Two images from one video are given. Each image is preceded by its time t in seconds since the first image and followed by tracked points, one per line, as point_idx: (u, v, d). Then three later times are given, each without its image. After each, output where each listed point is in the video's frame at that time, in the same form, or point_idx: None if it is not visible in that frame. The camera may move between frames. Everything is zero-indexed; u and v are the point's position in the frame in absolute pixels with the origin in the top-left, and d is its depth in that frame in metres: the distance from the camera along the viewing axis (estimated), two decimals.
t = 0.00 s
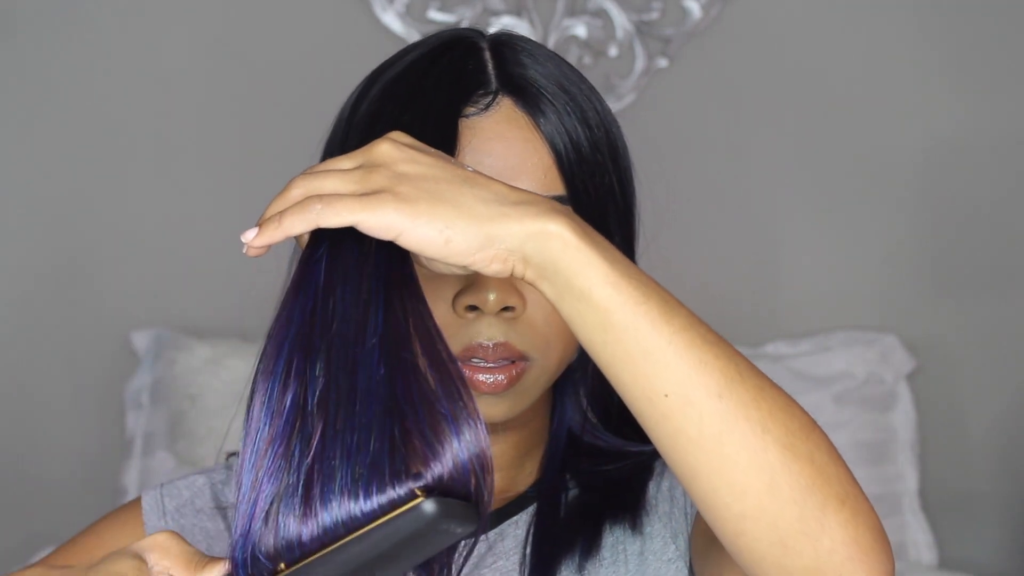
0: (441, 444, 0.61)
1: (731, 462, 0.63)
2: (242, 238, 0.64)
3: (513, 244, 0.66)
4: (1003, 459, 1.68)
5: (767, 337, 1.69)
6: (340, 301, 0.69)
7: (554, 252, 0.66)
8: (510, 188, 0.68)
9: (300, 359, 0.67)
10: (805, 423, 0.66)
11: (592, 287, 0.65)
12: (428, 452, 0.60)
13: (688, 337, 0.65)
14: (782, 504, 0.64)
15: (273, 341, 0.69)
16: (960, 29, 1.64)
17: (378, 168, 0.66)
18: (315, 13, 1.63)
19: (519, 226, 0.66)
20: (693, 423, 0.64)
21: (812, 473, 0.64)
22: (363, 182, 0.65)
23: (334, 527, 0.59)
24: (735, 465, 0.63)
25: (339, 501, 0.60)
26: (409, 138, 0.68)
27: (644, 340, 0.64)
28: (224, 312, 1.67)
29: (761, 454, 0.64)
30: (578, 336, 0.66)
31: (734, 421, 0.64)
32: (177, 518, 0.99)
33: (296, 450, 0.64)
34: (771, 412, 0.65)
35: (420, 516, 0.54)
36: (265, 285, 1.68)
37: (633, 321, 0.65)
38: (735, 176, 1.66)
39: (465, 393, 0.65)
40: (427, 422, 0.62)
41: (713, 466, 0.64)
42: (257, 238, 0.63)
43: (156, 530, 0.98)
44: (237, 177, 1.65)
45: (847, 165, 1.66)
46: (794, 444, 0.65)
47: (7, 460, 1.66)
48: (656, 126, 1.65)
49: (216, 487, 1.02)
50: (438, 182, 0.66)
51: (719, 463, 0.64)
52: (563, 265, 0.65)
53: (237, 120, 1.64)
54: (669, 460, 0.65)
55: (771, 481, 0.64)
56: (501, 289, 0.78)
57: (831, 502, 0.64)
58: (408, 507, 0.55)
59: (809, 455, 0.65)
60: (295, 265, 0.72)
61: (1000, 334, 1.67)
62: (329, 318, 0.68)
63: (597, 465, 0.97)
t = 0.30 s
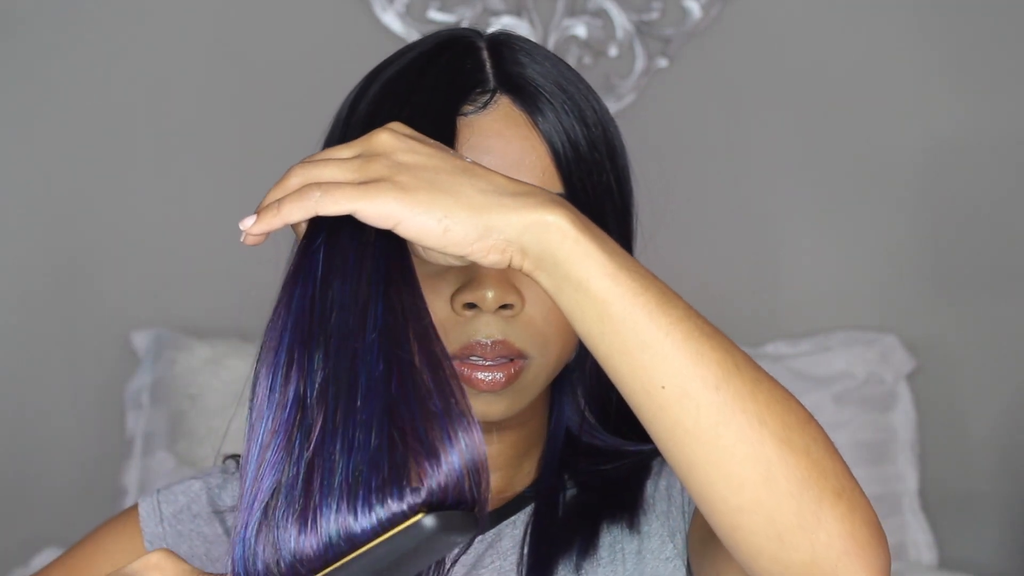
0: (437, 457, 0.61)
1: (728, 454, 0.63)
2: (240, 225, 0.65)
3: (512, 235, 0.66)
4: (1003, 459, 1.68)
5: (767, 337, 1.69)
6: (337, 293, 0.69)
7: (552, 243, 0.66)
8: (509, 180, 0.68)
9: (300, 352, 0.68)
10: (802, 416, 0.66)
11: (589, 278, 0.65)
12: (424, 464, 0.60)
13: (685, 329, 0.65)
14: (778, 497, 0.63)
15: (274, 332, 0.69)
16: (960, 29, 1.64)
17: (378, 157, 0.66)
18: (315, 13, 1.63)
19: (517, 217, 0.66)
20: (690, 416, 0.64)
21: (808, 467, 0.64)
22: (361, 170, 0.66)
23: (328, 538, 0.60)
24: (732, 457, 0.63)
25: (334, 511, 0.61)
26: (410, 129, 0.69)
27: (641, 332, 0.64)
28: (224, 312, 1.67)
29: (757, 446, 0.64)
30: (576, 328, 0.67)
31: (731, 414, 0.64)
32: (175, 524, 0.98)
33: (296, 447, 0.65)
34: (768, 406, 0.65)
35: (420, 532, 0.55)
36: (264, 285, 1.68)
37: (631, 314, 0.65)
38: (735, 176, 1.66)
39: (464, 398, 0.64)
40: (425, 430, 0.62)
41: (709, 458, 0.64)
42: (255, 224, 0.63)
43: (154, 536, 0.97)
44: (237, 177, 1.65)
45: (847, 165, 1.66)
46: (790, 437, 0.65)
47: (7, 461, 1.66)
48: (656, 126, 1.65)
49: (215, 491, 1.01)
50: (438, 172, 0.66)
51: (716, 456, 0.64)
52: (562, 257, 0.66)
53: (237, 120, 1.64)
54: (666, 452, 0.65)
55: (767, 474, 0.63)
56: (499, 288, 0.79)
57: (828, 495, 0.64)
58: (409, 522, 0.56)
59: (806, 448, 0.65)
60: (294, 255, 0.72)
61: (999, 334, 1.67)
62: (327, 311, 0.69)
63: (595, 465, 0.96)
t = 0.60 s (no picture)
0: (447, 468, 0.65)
1: (724, 450, 0.63)
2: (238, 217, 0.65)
3: (509, 230, 0.66)
4: (1003, 459, 1.68)
5: (767, 337, 1.69)
6: (337, 285, 0.69)
7: (549, 238, 0.66)
8: (506, 175, 0.68)
9: (304, 346, 0.68)
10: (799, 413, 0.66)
11: (586, 274, 0.65)
12: (435, 477, 0.65)
13: (681, 325, 0.65)
14: (774, 493, 0.63)
15: (275, 325, 0.69)
16: (960, 29, 1.64)
17: (376, 151, 0.67)
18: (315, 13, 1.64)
19: (515, 212, 0.66)
20: (687, 412, 0.64)
21: (804, 464, 0.64)
22: (360, 165, 0.66)
23: (341, 545, 0.64)
24: (729, 453, 0.63)
25: (348, 519, 0.65)
26: (409, 123, 0.69)
27: (638, 328, 0.64)
28: (224, 312, 1.67)
29: (753, 443, 0.63)
30: (574, 323, 0.66)
31: (728, 411, 0.64)
32: (173, 528, 0.95)
33: (302, 445, 0.68)
34: (764, 403, 0.65)
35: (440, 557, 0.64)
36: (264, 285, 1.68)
37: (627, 309, 0.64)
38: (735, 177, 1.66)
39: (468, 402, 0.68)
40: (433, 438, 0.66)
41: (705, 454, 0.63)
42: (253, 217, 0.64)
43: (152, 541, 0.94)
44: (237, 177, 1.65)
45: (847, 165, 1.66)
46: (787, 434, 0.64)
47: (6, 461, 1.66)
48: (656, 126, 1.65)
49: (211, 494, 0.98)
50: (436, 165, 0.67)
51: (714, 453, 0.63)
52: (559, 252, 0.66)
53: (237, 120, 1.64)
54: (662, 449, 0.65)
55: (763, 470, 0.63)
56: (497, 286, 0.79)
57: (824, 492, 0.64)
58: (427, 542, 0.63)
59: (802, 445, 0.65)
60: (292, 243, 0.71)
61: (999, 335, 1.67)
62: (330, 305, 0.69)
63: (593, 464, 0.96)
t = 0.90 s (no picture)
0: (452, 440, 0.62)
1: (715, 422, 0.62)
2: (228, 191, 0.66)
3: (498, 202, 0.65)
4: (1003, 459, 1.68)
5: (767, 337, 1.69)
6: (329, 256, 0.68)
7: (538, 208, 0.64)
8: (497, 148, 0.67)
9: (297, 318, 0.68)
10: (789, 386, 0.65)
11: (575, 244, 0.64)
12: (440, 449, 0.62)
13: (671, 297, 0.64)
14: (767, 466, 0.62)
15: (268, 300, 0.69)
16: (960, 30, 1.64)
17: (364, 123, 0.66)
18: (314, 13, 1.64)
19: (504, 182, 0.65)
20: (678, 383, 0.62)
21: (796, 437, 0.63)
22: (349, 137, 0.65)
23: (346, 517, 0.63)
24: (720, 425, 0.62)
25: (352, 490, 0.64)
26: (400, 99, 0.68)
27: (628, 299, 0.63)
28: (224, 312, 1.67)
29: (745, 415, 0.62)
30: (563, 295, 0.65)
31: (719, 381, 0.62)
32: (168, 536, 0.91)
33: (303, 415, 0.67)
34: (755, 375, 0.64)
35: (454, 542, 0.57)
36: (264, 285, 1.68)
37: (615, 279, 0.63)
38: (735, 176, 1.66)
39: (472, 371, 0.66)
40: (437, 409, 0.64)
41: (696, 426, 0.62)
42: (241, 189, 0.64)
43: (146, 550, 0.90)
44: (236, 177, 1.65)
45: (847, 166, 1.66)
46: (778, 406, 0.63)
47: (7, 460, 1.66)
48: (657, 126, 1.65)
49: (204, 500, 0.94)
50: (425, 138, 0.66)
51: (704, 424, 0.62)
52: (546, 222, 0.64)
53: (236, 120, 1.64)
54: (653, 420, 0.64)
55: (756, 442, 0.62)
56: (490, 280, 0.79)
57: (815, 464, 0.63)
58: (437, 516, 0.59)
59: (794, 417, 0.63)
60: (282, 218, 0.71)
61: (999, 334, 1.67)
62: (321, 276, 0.68)
63: (590, 462, 0.96)
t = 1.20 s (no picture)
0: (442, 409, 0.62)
1: (706, 393, 0.63)
2: (223, 162, 0.67)
3: (490, 175, 0.65)
4: (1003, 459, 1.68)
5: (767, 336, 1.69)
6: (320, 229, 0.69)
7: (530, 181, 0.65)
8: (489, 124, 0.68)
9: (288, 290, 0.68)
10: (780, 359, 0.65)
11: (568, 219, 0.65)
12: (430, 418, 0.62)
13: (662, 270, 0.64)
14: (758, 438, 0.62)
15: (261, 274, 0.70)
16: (960, 30, 1.64)
17: (357, 97, 0.67)
18: (314, 13, 1.64)
19: (495, 155, 0.65)
20: (670, 355, 0.63)
21: (788, 410, 0.63)
22: (342, 110, 0.67)
23: (338, 487, 0.64)
24: (710, 396, 0.63)
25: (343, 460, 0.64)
26: (394, 74, 0.69)
27: (620, 273, 0.64)
28: (223, 312, 1.67)
29: (735, 386, 0.63)
30: (557, 270, 0.66)
31: (710, 353, 0.63)
32: (159, 547, 0.90)
33: (294, 387, 0.68)
34: (747, 348, 0.64)
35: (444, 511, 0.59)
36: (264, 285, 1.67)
37: (607, 253, 0.64)
38: (734, 177, 1.66)
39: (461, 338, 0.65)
40: (425, 378, 0.63)
41: (687, 396, 0.63)
42: (235, 159, 0.66)
43: (137, 563, 0.90)
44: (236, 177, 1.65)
45: (846, 165, 1.66)
46: (770, 379, 0.64)
47: (7, 460, 1.66)
48: (657, 126, 1.65)
49: (191, 508, 0.93)
50: (418, 113, 0.67)
51: (694, 395, 0.63)
52: (539, 196, 0.65)
53: (236, 119, 1.64)
54: (645, 394, 0.64)
55: (746, 413, 0.63)
56: (489, 272, 0.80)
57: (807, 437, 0.63)
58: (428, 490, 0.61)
59: (785, 391, 0.64)
60: (274, 196, 0.72)
61: (999, 334, 1.67)
62: (313, 248, 0.69)
63: (587, 459, 0.96)
